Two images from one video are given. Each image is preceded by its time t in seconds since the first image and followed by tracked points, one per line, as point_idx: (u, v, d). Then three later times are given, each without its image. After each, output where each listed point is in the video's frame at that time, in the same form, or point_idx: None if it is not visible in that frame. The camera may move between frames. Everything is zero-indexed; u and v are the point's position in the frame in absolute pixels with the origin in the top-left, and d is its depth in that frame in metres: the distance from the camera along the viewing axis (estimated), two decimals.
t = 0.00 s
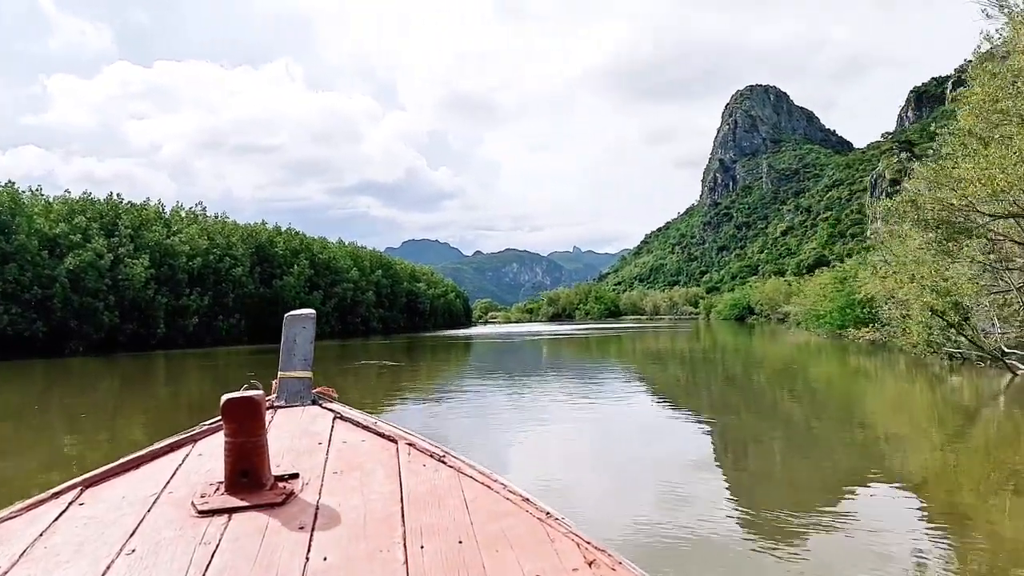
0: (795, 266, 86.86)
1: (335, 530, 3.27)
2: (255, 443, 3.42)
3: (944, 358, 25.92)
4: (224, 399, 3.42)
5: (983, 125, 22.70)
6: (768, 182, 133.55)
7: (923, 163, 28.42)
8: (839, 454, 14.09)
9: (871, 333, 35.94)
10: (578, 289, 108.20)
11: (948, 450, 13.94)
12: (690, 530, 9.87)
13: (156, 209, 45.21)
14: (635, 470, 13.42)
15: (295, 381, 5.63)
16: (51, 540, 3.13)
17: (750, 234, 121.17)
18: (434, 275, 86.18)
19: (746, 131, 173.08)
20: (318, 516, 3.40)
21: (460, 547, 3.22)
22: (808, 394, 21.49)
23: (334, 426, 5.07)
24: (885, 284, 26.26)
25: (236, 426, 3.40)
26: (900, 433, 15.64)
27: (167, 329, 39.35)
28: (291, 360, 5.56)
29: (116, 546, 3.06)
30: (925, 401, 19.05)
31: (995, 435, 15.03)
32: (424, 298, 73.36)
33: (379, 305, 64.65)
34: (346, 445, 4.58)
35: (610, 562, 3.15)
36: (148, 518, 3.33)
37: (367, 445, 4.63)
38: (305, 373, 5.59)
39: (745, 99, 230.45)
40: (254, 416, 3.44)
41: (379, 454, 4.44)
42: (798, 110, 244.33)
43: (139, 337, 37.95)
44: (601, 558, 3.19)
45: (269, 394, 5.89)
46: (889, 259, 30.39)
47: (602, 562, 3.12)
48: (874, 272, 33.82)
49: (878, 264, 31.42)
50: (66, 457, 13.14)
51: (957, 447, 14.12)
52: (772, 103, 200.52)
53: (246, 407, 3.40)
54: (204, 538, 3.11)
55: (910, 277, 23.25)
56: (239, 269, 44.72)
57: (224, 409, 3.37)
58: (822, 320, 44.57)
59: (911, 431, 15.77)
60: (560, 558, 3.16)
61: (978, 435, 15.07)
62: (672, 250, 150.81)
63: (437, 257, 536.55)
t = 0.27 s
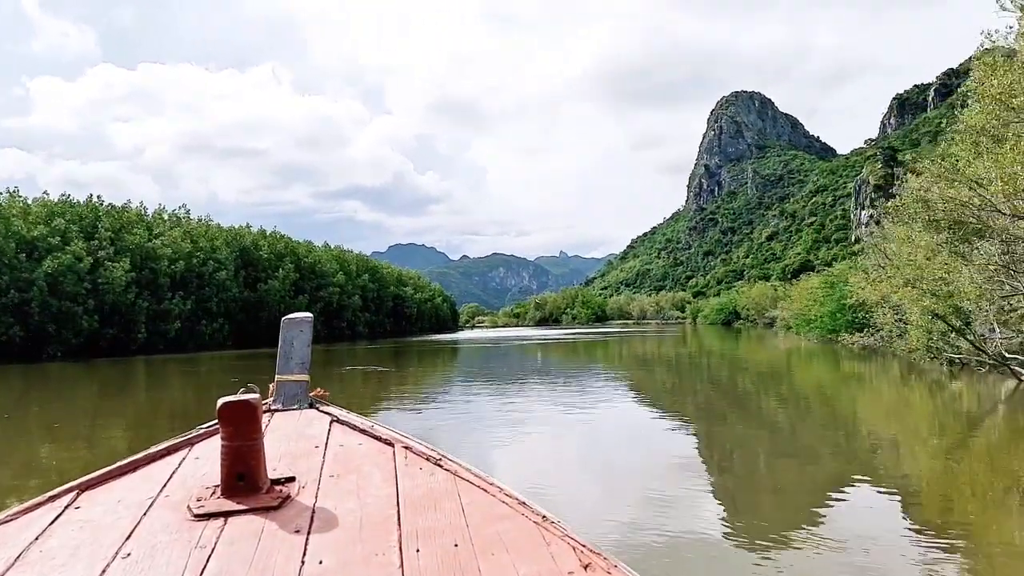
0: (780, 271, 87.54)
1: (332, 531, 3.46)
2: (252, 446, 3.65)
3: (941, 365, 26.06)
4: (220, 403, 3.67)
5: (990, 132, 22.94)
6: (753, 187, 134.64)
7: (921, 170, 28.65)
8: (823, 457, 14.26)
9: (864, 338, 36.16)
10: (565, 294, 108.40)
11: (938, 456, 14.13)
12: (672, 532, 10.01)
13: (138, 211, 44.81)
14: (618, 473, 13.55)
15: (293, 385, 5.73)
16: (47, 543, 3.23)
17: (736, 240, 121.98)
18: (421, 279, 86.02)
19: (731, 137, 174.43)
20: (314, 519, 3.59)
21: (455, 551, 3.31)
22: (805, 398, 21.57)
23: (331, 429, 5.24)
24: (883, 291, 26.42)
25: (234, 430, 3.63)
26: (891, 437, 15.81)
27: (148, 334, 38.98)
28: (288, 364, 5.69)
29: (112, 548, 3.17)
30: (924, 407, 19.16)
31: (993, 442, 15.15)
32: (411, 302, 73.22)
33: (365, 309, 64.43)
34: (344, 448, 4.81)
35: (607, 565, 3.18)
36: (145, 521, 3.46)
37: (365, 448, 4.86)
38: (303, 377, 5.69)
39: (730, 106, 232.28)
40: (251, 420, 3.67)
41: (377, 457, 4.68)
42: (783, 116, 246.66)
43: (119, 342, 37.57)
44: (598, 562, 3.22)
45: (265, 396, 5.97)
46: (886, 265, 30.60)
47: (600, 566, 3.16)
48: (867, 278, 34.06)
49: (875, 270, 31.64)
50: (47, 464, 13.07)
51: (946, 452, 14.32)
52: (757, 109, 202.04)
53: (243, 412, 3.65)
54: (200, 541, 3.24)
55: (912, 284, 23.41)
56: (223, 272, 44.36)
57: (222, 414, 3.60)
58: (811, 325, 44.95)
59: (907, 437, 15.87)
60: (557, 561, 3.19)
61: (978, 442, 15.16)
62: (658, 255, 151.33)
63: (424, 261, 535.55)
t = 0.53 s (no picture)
0: (762, 274, 88.25)
1: (323, 536, 3.46)
2: (243, 450, 3.68)
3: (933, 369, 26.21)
4: (211, 407, 3.66)
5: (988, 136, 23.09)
6: (735, 192, 135.77)
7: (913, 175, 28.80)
8: (801, 460, 14.34)
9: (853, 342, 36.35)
10: (549, 297, 108.54)
11: (929, 457, 14.15)
12: (654, 534, 10.09)
13: (115, 212, 44.20)
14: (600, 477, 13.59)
15: (285, 389, 5.72)
16: (35, 550, 3.26)
17: (719, 243, 122.83)
18: (404, 282, 85.73)
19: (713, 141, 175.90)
20: (305, 524, 3.60)
21: (447, 554, 3.33)
22: (797, 401, 21.60)
23: (323, 432, 5.27)
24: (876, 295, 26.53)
25: (223, 434, 3.67)
26: (879, 440, 15.85)
27: (124, 338, 38.48)
28: (279, 370, 5.62)
29: (101, 554, 3.20)
30: (920, 410, 19.19)
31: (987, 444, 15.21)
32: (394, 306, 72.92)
33: (348, 313, 64.08)
34: (336, 452, 4.87)
35: (598, 568, 3.24)
36: (134, 526, 3.49)
37: (356, 452, 4.94)
38: (293, 382, 5.66)
39: (712, 110, 234.20)
40: (240, 425, 3.71)
41: (369, 462, 4.74)
42: (764, 121, 249.12)
43: (94, 346, 37.08)
44: (589, 564, 3.27)
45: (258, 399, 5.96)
46: (877, 269, 30.80)
47: (591, 569, 3.21)
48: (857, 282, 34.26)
49: (866, 275, 31.82)
50: (22, 471, 12.90)
51: (934, 455, 14.35)
52: (739, 113, 203.75)
53: (235, 415, 3.67)
54: (190, 546, 3.26)
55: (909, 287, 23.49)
56: (201, 275, 43.85)
57: (211, 419, 3.62)
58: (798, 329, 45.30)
59: (900, 439, 15.91)
60: (549, 564, 3.23)
61: (971, 444, 15.23)
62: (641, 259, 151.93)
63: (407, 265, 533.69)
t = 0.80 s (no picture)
0: (743, 278, 89.08)
1: (311, 541, 3.58)
2: (231, 453, 3.80)
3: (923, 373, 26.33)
4: (199, 411, 3.76)
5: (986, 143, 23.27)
6: (716, 196, 137.02)
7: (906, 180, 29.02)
8: (780, 465, 14.37)
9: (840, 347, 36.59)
10: (531, 301, 108.68)
11: (917, 463, 14.18)
12: (632, 536, 10.24)
13: (89, 213, 43.56)
14: (579, 480, 13.68)
15: (274, 392, 5.95)
16: (22, 556, 3.35)
17: (700, 248, 123.64)
18: (386, 285, 85.39)
19: (694, 146, 177.54)
20: (293, 529, 3.72)
21: (436, 557, 3.47)
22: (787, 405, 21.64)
23: (311, 433, 5.53)
24: (868, 299, 26.62)
25: (212, 438, 3.77)
26: (866, 446, 15.87)
27: (98, 341, 37.99)
28: (268, 372, 5.91)
29: (89, 559, 3.30)
30: (915, 415, 19.24)
31: (980, 450, 15.24)
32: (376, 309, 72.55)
33: (329, 316, 63.67)
34: (326, 455, 5.12)
35: (588, 569, 3.38)
36: (121, 532, 3.60)
37: (346, 455, 5.18)
38: (284, 384, 5.92)
39: (693, 116, 236.37)
40: (229, 430, 3.81)
41: (358, 465, 4.98)
42: (744, 127, 251.93)
43: (66, 350, 36.62)
44: (579, 565, 3.41)
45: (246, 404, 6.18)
46: (868, 274, 30.99)
47: (581, 570, 3.36)
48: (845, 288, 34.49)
49: (857, 279, 31.99)
50: None
51: (922, 461, 14.37)
52: (720, 119, 205.32)
53: (223, 419, 3.78)
54: (178, 551, 3.35)
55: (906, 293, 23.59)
56: (178, 277, 43.24)
57: (199, 423, 3.72)
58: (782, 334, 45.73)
59: (890, 445, 15.93)
60: (540, 567, 3.37)
61: (963, 450, 15.27)
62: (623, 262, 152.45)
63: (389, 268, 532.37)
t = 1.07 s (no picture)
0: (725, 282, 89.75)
1: (303, 543, 3.60)
2: (222, 457, 3.79)
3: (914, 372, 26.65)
4: (189, 414, 3.77)
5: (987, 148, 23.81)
6: (698, 200, 138.09)
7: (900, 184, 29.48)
8: (759, 468, 14.45)
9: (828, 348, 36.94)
10: (514, 304, 108.62)
11: (908, 462, 14.20)
12: (617, 539, 10.29)
13: (63, 213, 42.76)
14: (561, 483, 13.71)
15: (265, 395, 6.29)
16: (12, 561, 3.36)
17: (682, 251, 124.44)
18: (368, 288, 84.96)
19: (676, 150, 178.87)
20: (286, 531, 3.75)
21: (430, 557, 3.51)
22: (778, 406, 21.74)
23: (303, 436, 5.86)
24: (863, 299, 26.93)
25: (202, 440, 3.77)
26: (854, 446, 15.88)
27: (71, 344, 37.40)
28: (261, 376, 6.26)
29: (79, 566, 3.30)
30: (913, 412, 19.43)
31: (975, 447, 15.33)
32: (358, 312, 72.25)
33: (310, 319, 63.26)
34: (317, 457, 5.39)
35: (582, 568, 3.42)
36: (112, 538, 3.62)
37: (338, 457, 5.49)
38: (275, 388, 6.25)
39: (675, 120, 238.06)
40: (219, 433, 3.82)
41: (350, 466, 5.24)
42: (725, 132, 254.25)
43: (38, 353, 36.00)
44: (574, 564, 3.46)
45: (238, 407, 6.47)
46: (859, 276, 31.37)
47: (575, 569, 3.41)
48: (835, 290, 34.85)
49: (850, 282, 32.38)
50: None
51: (912, 459, 14.40)
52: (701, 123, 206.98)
53: (214, 422, 3.78)
54: (170, 555, 3.37)
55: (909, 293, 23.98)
56: (155, 278, 42.55)
57: (189, 426, 3.73)
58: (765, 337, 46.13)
59: (882, 443, 15.99)
60: (533, 566, 3.42)
61: (959, 447, 15.33)
62: (606, 265, 152.97)
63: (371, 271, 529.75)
